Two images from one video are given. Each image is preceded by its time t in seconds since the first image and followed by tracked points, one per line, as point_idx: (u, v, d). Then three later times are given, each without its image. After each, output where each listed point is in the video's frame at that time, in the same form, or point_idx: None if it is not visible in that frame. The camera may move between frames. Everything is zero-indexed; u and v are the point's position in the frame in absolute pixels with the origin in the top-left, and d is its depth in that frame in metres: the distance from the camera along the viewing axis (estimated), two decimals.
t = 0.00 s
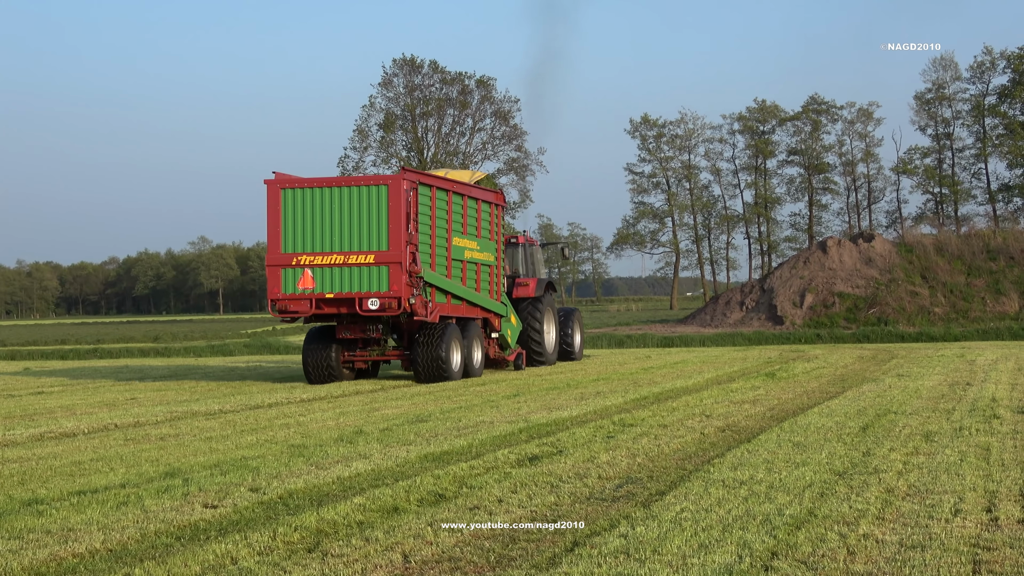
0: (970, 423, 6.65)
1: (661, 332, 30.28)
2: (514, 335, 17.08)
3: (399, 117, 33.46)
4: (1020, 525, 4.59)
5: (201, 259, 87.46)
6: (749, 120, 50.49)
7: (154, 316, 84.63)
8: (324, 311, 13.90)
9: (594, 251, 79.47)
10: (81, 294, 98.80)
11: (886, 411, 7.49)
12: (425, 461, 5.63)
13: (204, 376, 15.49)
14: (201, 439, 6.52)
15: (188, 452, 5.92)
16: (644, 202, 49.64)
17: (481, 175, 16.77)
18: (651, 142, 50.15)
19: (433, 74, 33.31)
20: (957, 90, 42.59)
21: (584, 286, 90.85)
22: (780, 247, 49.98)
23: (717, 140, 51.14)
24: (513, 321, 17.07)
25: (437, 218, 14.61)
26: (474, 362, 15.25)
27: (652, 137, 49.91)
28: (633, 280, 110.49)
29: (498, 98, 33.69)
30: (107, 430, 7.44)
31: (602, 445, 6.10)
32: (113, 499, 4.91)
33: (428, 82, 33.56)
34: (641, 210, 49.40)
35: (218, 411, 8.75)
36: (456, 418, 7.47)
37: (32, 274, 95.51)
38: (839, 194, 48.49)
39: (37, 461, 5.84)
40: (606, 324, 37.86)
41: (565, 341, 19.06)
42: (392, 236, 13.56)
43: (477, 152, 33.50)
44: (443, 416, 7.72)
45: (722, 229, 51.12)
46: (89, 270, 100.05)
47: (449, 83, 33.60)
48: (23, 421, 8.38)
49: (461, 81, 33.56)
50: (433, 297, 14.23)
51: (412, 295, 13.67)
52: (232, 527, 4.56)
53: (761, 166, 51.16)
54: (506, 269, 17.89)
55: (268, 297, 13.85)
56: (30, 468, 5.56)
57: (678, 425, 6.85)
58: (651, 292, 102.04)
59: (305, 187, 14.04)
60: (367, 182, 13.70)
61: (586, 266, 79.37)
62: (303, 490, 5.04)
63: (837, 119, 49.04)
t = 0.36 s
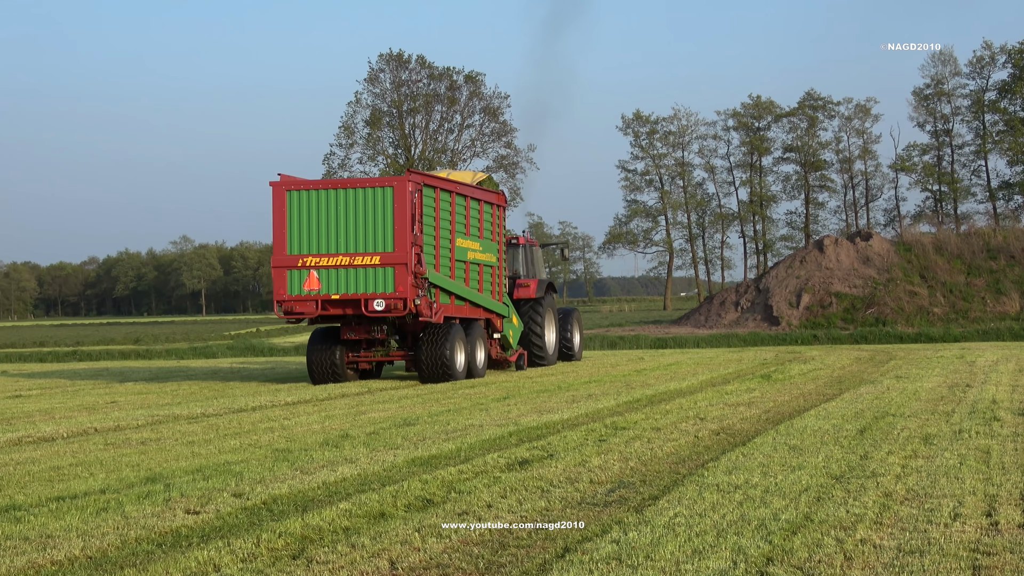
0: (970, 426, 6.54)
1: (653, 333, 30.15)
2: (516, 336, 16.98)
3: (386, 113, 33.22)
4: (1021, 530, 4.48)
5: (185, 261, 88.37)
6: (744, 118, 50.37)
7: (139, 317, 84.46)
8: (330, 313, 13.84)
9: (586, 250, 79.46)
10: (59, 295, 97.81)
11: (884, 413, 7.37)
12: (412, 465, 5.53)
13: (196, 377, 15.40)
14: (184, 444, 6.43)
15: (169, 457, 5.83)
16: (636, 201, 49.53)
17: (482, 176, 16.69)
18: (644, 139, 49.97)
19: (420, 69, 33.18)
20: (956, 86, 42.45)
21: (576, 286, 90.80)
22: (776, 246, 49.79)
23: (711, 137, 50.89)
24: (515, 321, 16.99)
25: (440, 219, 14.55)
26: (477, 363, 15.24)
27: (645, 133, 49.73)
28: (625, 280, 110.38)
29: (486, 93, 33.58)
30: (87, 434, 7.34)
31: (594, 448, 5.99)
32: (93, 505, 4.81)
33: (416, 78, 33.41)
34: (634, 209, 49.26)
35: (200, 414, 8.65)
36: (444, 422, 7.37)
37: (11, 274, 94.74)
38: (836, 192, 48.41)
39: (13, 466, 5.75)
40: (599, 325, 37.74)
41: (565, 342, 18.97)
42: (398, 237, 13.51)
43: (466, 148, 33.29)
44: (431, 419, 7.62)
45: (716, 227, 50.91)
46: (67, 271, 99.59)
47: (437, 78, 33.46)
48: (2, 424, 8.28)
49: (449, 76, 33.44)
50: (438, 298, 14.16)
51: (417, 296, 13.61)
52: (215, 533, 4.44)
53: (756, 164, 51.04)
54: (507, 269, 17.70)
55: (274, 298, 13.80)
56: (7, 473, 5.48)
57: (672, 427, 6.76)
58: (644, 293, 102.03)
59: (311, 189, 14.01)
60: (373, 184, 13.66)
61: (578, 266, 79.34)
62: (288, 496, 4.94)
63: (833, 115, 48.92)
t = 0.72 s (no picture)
0: (973, 429, 6.45)
1: (650, 334, 30.01)
2: (520, 336, 16.90)
3: (376, 109, 33.00)
4: None
5: (171, 260, 88.45)
6: (743, 114, 50.20)
7: (128, 317, 84.09)
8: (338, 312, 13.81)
9: (581, 249, 79.38)
10: (43, 295, 97.17)
11: (886, 417, 7.26)
12: (403, 469, 5.44)
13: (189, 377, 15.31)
14: (169, 448, 6.34)
15: (153, 462, 5.74)
16: (632, 198, 49.38)
17: (487, 175, 16.62)
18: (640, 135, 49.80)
19: (411, 64, 33.02)
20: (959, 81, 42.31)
21: (572, 287, 90.87)
22: (775, 245, 49.68)
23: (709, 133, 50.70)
24: (519, 321, 16.92)
25: (448, 219, 14.53)
26: (484, 363, 15.16)
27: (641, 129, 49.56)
28: (621, 279, 110.17)
29: (478, 89, 33.42)
30: (70, 438, 7.24)
31: (588, 452, 5.90)
32: (75, 510, 4.72)
33: (406, 73, 33.25)
34: (630, 208, 49.11)
35: (185, 418, 8.52)
36: (436, 425, 7.27)
37: None
38: (836, 189, 48.28)
39: None
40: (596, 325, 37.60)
41: (568, 342, 18.87)
42: (406, 237, 13.52)
43: (458, 145, 33.07)
44: (422, 422, 7.51)
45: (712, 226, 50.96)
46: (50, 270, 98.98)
47: (428, 74, 33.32)
48: None
49: (440, 72, 33.29)
50: (445, 297, 14.14)
51: (425, 295, 13.60)
52: (200, 538, 4.35)
53: (755, 161, 50.91)
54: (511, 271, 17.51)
55: (282, 298, 13.79)
56: None
57: (668, 431, 6.65)
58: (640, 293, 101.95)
59: (319, 189, 14.00)
60: (381, 184, 13.67)
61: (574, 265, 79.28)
62: (275, 501, 4.84)
63: (833, 111, 48.78)
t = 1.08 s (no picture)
0: (977, 433, 6.35)
1: (647, 336, 29.91)
2: (524, 336, 16.84)
3: (368, 104, 32.85)
4: None
5: (157, 258, 88.65)
6: (743, 110, 50.09)
7: (117, 316, 84.04)
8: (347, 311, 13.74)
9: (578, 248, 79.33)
10: (25, 294, 96.97)
11: (887, 420, 7.16)
12: (394, 472, 5.34)
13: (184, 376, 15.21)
14: (154, 449, 6.25)
15: (139, 464, 5.66)
16: (629, 197, 49.29)
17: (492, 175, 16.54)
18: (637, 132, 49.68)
19: (403, 59, 32.91)
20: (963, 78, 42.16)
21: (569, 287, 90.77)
22: (775, 245, 49.57)
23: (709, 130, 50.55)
24: (524, 320, 16.85)
25: (456, 218, 14.47)
26: (491, 362, 15.08)
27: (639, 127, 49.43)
28: (617, 279, 109.85)
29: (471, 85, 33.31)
30: (53, 439, 7.15)
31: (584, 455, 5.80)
32: (58, 513, 4.63)
33: (398, 68, 33.13)
34: (626, 206, 49.01)
35: (172, 419, 8.44)
36: (428, 427, 7.17)
37: None
38: (838, 188, 48.17)
39: None
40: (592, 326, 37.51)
41: (572, 343, 18.76)
42: (415, 236, 13.47)
43: (451, 141, 32.92)
44: (414, 424, 7.41)
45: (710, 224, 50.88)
46: (34, 267, 98.59)
47: (421, 68, 33.19)
48: None
49: (433, 66, 33.18)
50: (452, 297, 14.10)
51: (434, 295, 13.55)
52: (186, 543, 4.25)
53: (754, 159, 50.80)
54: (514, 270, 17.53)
55: (291, 296, 13.70)
56: None
57: (665, 434, 6.56)
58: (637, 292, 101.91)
59: (328, 188, 13.91)
60: (390, 183, 13.61)
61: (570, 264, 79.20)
62: (262, 504, 4.75)
63: (833, 108, 48.67)
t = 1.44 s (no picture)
0: (983, 437, 6.23)
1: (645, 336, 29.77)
2: (528, 337, 16.70)
3: (358, 98, 32.68)
4: None
5: (140, 256, 88.59)
6: (743, 106, 49.95)
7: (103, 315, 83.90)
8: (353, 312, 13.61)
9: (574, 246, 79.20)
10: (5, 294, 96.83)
11: (892, 424, 7.03)
12: (384, 478, 5.22)
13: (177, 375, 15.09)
14: (136, 453, 6.15)
15: (120, 468, 5.55)
16: (626, 195, 49.14)
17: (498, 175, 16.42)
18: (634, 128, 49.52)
19: (394, 52, 32.77)
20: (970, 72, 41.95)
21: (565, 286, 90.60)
22: (776, 244, 49.42)
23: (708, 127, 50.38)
24: (528, 321, 16.73)
25: (462, 219, 14.35)
26: (496, 363, 15.01)
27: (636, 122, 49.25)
28: (614, 278, 109.60)
29: (464, 79, 33.16)
30: (34, 443, 7.04)
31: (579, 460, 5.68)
32: (37, 519, 4.51)
33: (389, 61, 32.98)
34: (623, 204, 48.86)
35: (157, 422, 8.31)
36: (419, 431, 7.05)
37: None
38: (842, 185, 48.01)
39: None
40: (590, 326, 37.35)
41: (575, 343, 18.65)
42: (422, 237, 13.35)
43: (442, 136, 32.75)
44: (404, 429, 7.29)
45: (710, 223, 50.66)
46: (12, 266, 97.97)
47: (412, 62, 33.04)
48: None
49: (425, 59, 33.04)
50: (459, 298, 13.97)
51: (440, 296, 13.43)
52: (169, 550, 4.13)
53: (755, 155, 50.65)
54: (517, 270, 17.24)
55: (297, 297, 13.58)
56: None
57: (663, 438, 6.44)
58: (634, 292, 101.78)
59: (335, 189, 13.80)
60: (397, 184, 13.50)
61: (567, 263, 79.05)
62: (248, 510, 4.63)
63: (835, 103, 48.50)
